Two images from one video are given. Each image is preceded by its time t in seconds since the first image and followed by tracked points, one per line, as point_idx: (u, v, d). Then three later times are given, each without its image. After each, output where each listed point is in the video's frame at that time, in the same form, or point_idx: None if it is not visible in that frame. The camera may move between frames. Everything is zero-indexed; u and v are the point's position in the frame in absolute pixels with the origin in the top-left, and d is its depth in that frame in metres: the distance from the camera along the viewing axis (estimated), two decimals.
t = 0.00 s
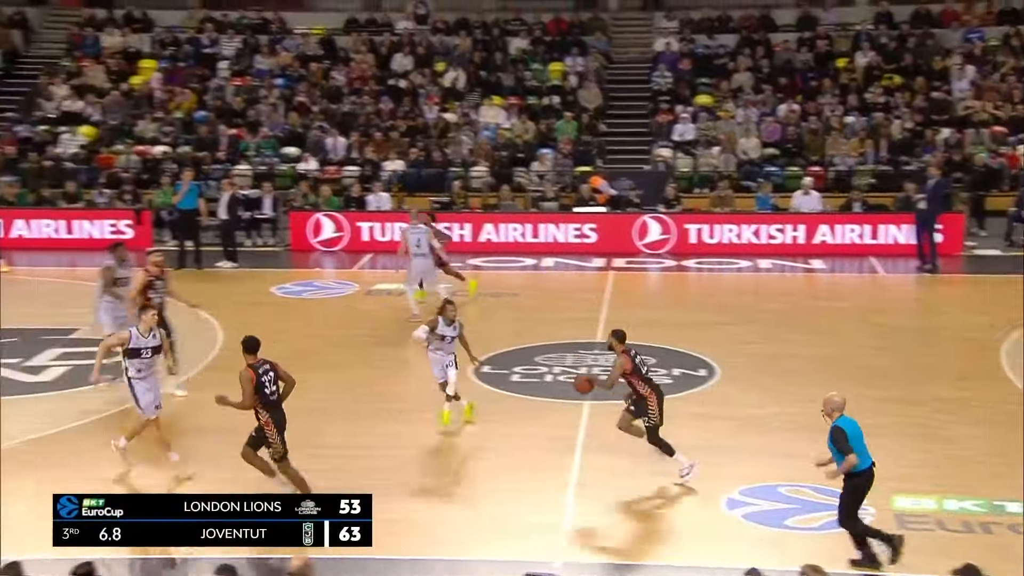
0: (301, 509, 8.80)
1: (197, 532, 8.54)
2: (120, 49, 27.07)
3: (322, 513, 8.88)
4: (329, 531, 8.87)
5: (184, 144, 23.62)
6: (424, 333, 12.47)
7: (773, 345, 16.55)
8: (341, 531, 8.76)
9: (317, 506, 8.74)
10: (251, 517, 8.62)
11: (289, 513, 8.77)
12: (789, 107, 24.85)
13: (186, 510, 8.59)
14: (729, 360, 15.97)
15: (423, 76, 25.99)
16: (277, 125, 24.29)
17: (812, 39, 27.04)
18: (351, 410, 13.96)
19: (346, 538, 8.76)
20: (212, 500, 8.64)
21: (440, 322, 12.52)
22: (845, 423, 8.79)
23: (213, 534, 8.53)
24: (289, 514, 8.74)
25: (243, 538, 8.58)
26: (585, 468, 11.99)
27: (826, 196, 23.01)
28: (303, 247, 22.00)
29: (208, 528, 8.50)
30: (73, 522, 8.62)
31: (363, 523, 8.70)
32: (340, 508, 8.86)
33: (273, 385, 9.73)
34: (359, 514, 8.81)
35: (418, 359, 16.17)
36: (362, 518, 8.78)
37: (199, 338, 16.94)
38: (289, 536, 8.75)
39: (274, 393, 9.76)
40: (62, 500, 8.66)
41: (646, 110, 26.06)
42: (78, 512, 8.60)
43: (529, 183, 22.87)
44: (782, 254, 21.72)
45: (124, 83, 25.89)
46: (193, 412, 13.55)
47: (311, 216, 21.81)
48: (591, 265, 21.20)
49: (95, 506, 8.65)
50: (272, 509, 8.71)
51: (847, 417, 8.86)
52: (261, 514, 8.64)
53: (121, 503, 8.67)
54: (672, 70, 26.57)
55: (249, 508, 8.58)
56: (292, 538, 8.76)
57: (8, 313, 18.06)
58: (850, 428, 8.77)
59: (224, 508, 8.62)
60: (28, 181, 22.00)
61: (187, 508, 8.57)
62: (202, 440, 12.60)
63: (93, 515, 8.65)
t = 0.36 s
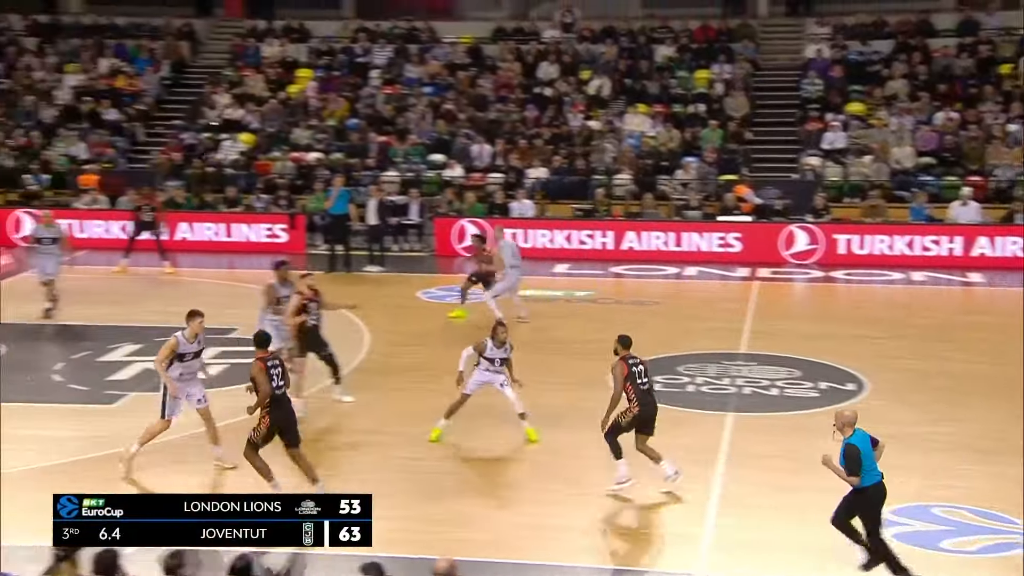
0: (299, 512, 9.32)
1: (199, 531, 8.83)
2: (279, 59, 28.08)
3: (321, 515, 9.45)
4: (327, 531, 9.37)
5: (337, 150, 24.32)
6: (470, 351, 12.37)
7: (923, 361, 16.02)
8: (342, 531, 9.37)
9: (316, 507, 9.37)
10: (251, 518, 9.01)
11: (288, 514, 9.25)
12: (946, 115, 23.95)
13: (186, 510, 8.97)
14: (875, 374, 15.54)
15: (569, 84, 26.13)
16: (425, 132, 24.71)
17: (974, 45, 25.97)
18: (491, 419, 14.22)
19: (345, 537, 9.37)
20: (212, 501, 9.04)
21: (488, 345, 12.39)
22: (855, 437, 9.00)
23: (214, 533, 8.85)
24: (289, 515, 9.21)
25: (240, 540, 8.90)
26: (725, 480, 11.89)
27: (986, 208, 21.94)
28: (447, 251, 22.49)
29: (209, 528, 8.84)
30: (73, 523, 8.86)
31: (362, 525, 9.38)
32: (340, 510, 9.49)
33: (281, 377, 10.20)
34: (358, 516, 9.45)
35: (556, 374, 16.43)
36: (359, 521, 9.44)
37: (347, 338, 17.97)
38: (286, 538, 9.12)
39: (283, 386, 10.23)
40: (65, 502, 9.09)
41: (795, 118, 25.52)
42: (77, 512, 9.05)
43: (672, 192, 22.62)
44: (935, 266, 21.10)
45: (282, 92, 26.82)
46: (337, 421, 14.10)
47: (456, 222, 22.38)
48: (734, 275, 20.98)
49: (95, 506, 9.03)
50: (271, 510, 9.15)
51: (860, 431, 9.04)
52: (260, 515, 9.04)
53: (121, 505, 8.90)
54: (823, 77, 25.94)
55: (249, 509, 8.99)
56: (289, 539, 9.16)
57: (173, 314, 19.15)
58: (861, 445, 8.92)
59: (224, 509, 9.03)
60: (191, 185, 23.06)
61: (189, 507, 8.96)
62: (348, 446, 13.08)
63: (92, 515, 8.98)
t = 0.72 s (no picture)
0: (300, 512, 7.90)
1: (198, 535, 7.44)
2: (427, 68, 28.69)
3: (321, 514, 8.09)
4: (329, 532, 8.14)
5: (481, 158, 24.69)
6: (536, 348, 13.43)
7: None
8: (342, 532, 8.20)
9: (317, 506, 7.99)
10: (252, 519, 7.66)
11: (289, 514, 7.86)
12: None
13: (185, 509, 7.54)
14: None
15: (714, 92, 25.95)
16: (568, 140, 24.84)
17: None
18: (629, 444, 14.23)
19: (345, 538, 8.23)
20: (213, 499, 7.64)
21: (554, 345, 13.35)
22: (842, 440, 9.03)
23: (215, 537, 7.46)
24: (289, 515, 7.81)
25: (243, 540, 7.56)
26: (874, 498, 11.59)
27: None
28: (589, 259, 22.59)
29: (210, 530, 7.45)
30: (71, 523, 7.72)
31: (363, 524, 8.24)
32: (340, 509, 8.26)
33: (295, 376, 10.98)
34: (359, 515, 8.27)
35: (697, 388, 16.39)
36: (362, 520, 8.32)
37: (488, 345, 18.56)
38: (288, 539, 7.78)
39: (297, 382, 11.01)
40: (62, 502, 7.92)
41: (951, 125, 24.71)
42: (78, 512, 7.80)
43: (820, 202, 22.16)
44: None
45: (429, 100, 27.38)
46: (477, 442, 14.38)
47: (597, 230, 22.38)
48: (884, 287, 20.43)
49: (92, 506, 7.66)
50: (272, 510, 7.78)
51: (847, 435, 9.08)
52: (263, 514, 7.68)
53: (121, 502, 7.55)
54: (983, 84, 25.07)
55: (250, 508, 7.64)
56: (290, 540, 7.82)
57: (321, 317, 19.80)
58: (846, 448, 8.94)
59: (224, 508, 7.62)
60: (342, 191, 23.79)
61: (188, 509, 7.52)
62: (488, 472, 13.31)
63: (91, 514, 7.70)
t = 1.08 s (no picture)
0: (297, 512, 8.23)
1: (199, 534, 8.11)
2: (542, 75, 28.83)
3: (322, 514, 8.40)
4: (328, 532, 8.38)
5: (595, 166, 24.72)
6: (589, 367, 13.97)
7: None
8: (343, 530, 8.35)
9: (315, 506, 8.30)
10: (252, 518, 8.09)
11: (288, 515, 8.19)
12: None
13: (186, 510, 8.27)
14: None
15: (835, 99, 25.60)
16: (683, 149, 24.72)
17: None
18: (742, 465, 14.27)
19: (345, 538, 8.32)
20: (214, 500, 8.30)
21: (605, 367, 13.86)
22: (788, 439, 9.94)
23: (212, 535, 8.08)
24: (290, 514, 8.15)
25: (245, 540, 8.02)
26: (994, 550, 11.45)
27: None
28: (703, 267, 22.37)
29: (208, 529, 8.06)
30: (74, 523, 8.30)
31: (362, 523, 8.42)
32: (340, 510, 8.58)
33: (292, 372, 11.91)
34: (359, 514, 8.52)
35: (815, 406, 16.21)
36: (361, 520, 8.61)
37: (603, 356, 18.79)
38: (291, 538, 8.07)
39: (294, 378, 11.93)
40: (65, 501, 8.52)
41: None
42: (78, 513, 8.39)
43: (946, 213, 21.64)
44: None
45: (544, 108, 27.58)
46: (588, 460, 14.61)
47: (711, 239, 22.15)
48: (1013, 301, 19.82)
49: (93, 506, 8.34)
50: (274, 510, 8.18)
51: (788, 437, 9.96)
52: (264, 512, 8.09)
53: (121, 503, 8.30)
54: None
55: (248, 508, 8.10)
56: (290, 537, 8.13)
57: (436, 323, 20.18)
58: (786, 447, 9.81)
59: (225, 508, 8.26)
60: (458, 199, 24.31)
61: (187, 508, 8.28)
62: (599, 490, 13.52)
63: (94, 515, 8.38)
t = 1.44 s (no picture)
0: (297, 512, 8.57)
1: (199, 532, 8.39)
2: (608, 84, 28.80)
3: (321, 513, 8.57)
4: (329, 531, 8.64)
5: (662, 175, 24.67)
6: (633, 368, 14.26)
7: None
8: (342, 531, 8.51)
9: (314, 507, 8.50)
10: (251, 518, 8.71)
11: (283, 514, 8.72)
12: None
13: (186, 510, 8.48)
14: None
15: (907, 108, 25.32)
16: (751, 158, 24.52)
17: None
18: (811, 478, 14.16)
19: (345, 537, 8.53)
20: (212, 501, 8.65)
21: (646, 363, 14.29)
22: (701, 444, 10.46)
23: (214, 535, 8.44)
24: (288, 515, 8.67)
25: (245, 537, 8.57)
26: None
27: None
28: (771, 278, 22.15)
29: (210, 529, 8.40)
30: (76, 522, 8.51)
31: (362, 523, 8.52)
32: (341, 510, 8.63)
33: (256, 366, 12.76)
34: (358, 514, 8.59)
35: (885, 418, 16.03)
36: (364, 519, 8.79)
37: (668, 365, 18.87)
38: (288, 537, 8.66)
39: (256, 372, 12.71)
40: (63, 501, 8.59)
41: None
42: (78, 512, 8.52)
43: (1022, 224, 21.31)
44: None
45: (611, 117, 27.56)
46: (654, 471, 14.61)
47: (780, 249, 21.93)
48: None
49: (94, 506, 8.47)
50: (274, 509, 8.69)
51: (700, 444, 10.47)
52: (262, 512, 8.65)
53: (121, 504, 8.43)
54: None
55: (247, 509, 8.62)
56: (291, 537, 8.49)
57: (501, 330, 20.26)
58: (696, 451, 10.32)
59: (224, 508, 8.64)
60: (523, 207, 24.46)
61: (187, 509, 8.51)
62: (666, 501, 13.49)
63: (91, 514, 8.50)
